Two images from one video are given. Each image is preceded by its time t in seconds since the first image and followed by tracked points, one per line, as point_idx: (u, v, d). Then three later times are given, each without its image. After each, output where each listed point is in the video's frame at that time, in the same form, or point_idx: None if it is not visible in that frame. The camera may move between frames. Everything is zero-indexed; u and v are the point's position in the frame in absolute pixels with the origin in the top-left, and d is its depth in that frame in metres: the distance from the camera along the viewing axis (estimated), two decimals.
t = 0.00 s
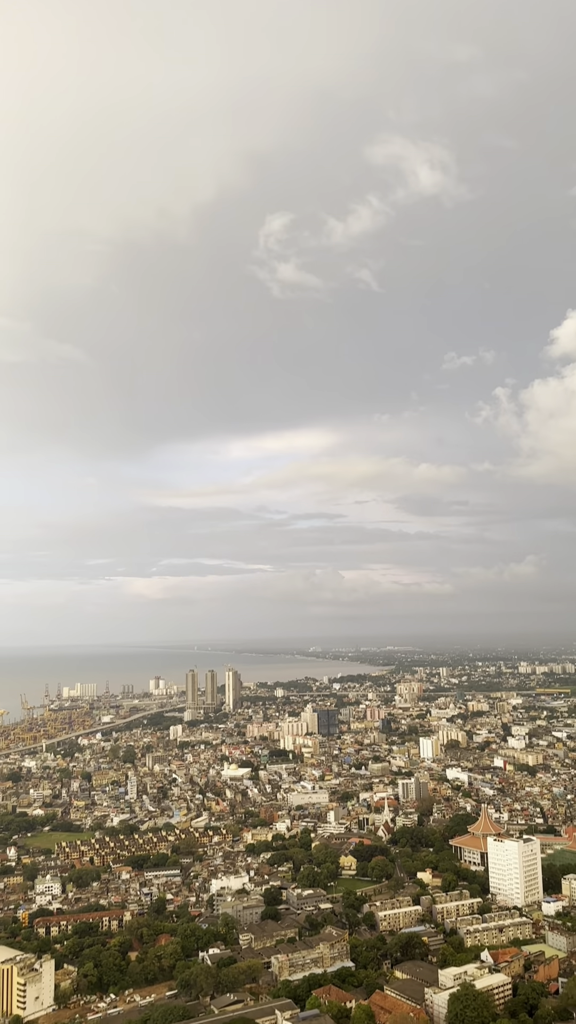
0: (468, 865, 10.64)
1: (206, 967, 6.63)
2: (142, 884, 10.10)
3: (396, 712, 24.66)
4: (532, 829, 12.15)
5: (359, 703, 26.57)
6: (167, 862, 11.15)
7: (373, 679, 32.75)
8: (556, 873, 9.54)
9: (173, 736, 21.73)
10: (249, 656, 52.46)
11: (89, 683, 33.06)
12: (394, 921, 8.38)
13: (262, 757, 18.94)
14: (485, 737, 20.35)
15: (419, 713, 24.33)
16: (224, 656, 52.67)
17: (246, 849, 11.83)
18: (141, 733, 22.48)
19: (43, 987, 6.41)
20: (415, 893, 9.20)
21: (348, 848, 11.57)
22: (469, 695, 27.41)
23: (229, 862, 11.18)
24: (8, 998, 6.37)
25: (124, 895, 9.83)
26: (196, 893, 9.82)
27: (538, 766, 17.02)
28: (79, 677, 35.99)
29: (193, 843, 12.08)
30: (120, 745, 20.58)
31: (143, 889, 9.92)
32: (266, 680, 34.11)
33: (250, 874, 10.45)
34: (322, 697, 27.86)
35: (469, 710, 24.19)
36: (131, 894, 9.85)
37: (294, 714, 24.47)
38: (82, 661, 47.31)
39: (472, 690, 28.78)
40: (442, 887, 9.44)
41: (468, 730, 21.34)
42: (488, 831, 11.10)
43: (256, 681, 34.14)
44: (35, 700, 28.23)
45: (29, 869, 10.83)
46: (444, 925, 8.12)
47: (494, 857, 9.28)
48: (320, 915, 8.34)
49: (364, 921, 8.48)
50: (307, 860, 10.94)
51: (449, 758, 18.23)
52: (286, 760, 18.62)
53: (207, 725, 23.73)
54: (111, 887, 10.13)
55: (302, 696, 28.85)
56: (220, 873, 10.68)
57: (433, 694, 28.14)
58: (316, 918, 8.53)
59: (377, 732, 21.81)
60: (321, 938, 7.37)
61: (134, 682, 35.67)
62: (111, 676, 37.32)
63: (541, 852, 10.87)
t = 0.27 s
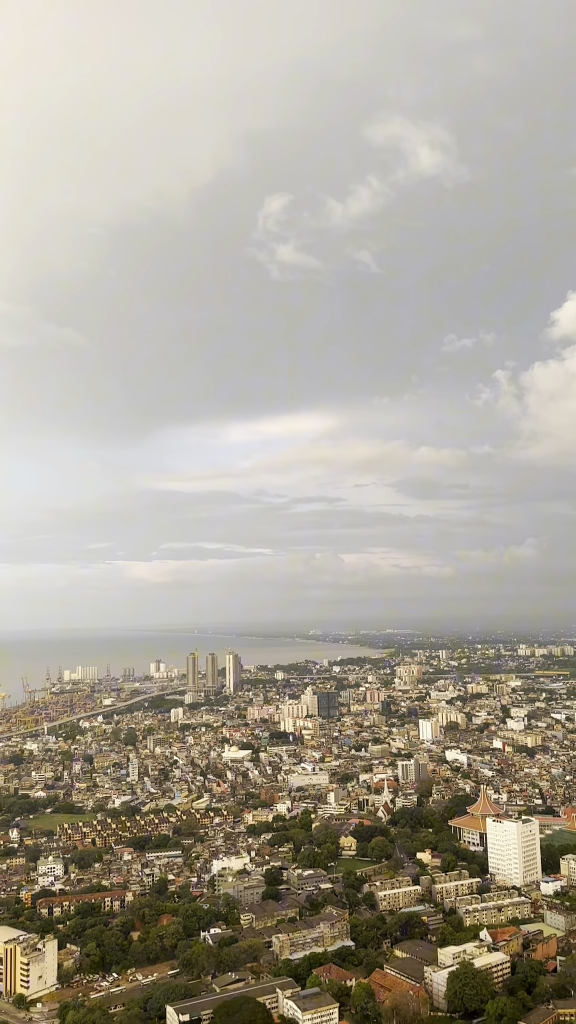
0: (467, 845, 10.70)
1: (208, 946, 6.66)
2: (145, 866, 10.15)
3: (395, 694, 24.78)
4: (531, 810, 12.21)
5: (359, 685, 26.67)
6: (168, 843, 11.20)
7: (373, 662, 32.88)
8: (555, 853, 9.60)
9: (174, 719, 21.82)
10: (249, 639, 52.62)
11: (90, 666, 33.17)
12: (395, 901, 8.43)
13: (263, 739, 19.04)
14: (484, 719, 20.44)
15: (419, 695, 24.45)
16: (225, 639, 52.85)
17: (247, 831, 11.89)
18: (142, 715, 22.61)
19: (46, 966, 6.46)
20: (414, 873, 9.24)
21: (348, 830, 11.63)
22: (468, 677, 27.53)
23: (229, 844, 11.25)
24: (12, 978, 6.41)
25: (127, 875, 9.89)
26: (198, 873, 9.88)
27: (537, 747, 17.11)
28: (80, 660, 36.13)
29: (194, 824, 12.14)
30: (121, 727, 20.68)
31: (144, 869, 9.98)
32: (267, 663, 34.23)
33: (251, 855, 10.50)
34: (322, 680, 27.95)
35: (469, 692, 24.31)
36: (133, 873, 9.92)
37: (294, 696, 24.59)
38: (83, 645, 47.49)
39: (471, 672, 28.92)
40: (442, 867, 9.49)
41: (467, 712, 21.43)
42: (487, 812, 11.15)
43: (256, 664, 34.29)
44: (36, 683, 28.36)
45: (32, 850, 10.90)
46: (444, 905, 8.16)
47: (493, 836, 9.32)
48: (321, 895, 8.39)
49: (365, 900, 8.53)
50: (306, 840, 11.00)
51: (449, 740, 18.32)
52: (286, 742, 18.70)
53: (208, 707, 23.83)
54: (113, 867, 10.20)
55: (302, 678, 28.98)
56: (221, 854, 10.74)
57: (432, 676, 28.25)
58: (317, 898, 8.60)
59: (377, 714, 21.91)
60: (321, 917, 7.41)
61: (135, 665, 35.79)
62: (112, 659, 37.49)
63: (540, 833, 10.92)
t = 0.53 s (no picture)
0: (465, 826, 10.77)
1: (208, 926, 6.70)
2: (146, 847, 10.21)
3: (394, 677, 24.89)
4: (529, 791, 12.29)
5: (358, 669, 26.78)
6: (168, 825, 11.26)
7: (371, 645, 33.05)
8: (553, 834, 9.66)
9: (174, 702, 21.92)
10: (248, 623, 52.76)
11: (90, 650, 33.32)
12: (393, 881, 8.49)
13: (263, 722, 19.11)
14: (483, 701, 20.53)
15: (418, 678, 24.55)
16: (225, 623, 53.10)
17: (247, 812, 11.95)
18: (142, 698, 22.71)
19: (48, 946, 6.50)
20: (413, 853, 9.31)
21: (347, 811, 11.69)
22: (467, 660, 27.64)
23: (229, 825, 11.31)
24: (14, 957, 6.46)
25: (127, 857, 9.94)
26: (198, 854, 9.94)
27: (535, 730, 17.20)
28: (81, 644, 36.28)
29: (194, 806, 12.21)
30: (121, 710, 20.77)
31: (145, 851, 10.03)
32: (266, 647, 34.38)
33: (251, 836, 10.55)
34: (321, 663, 28.04)
35: (467, 675, 24.42)
36: (134, 855, 9.98)
37: (294, 679, 24.68)
38: (83, 629, 47.62)
39: (470, 655, 29.03)
40: (440, 848, 9.56)
41: (466, 694, 21.53)
42: (486, 793, 11.21)
43: (256, 647, 34.40)
44: (37, 667, 28.46)
45: (34, 832, 10.96)
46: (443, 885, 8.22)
47: (491, 818, 9.37)
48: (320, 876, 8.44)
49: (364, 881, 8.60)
50: (305, 822, 11.06)
51: (448, 722, 18.41)
52: (286, 725, 18.80)
53: (208, 690, 23.92)
54: (114, 849, 10.26)
55: (302, 661, 29.09)
56: (221, 835, 10.79)
57: (431, 659, 28.36)
58: (316, 878, 8.64)
59: (376, 697, 22.00)
60: (321, 898, 7.46)
61: (134, 649, 35.93)
62: (112, 643, 37.60)
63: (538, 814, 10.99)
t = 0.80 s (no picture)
0: (464, 807, 10.83)
1: (208, 907, 6.74)
2: (146, 829, 10.26)
3: (393, 660, 24.98)
4: (527, 773, 12.35)
5: (357, 651, 26.90)
6: (168, 807, 11.32)
7: (371, 628, 33.15)
8: (551, 815, 9.71)
9: (174, 684, 22.01)
10: (248, 606, 52.92)
11: (90, 633, 33.43)
12: (392, 862, 8.53)
13: (262, 704, 19.19)
14: (481, 684, 20.62)
15: (417, 661, 24.64)
16: (224, 606, 53.19)
17: (246, 794, 12.01)
18: (142, 681, 22.80)
19: (50, 926, 6.54)
20: (411, 834, 9.36)
21: (346, 792, 11.76)
22: (466, 643, 27.75)
23: (229, 806, 11.37)
24: (16, 937, 6.50)
25: (127, 838, 10.00)
26: (198, 835, 10.00)
27: (533, 712, 17.28)
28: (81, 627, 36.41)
29: (194, 788, 12.27)
30: (122, 693, 20.85)
31: (145, 833, 10.09)
32: (266, 630, 34.48)
33: (251, 818, 10.61)
34: (320, 647, 28.13)
35: (466, 658, 24.51)
36: (134, 836, 10.03)
37: (293, 663, 24.76)
38: (83, 613, 47.75)
39: (469, 638, 29.14)
40: (438, 829, 9.61)
41: (464, 677, 21.63)
42: (484, 775, 11.27)
43: (255, 631, 34.51)
44: (37, 650, 28.54)
45: (35, 814, 11.02)
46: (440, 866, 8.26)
47: (489, 799, 9.42)
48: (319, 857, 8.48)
49: (362, 861, 8.64)
50: (304, 804, 11.11)
51: (446, 704, 18.49)
52: (285, 707, 18.87)
53: (208, 673, 24.01)
54: (114, 830, 10.32)
55: (301, 645, 29.17)
56: (221, 817, 10.85)
57: (430, 642, 28.46)
58: (315, 859, 8.69)
59: (375, 679, 22.09)
60: (320, 879, 7.50)
61: (135, 632, 36.06)
62: (113, 626, 37.69)
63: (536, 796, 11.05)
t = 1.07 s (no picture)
0: (461, 789, 10.89)
1: (208, 887, 6.78)
2: (146, 810, 10.31)
3: (392, 643, 25.07)
4: (524, 754, 12.42)
5: (356, 635, 26.98)
6: (168, 788, 11.36)
7: (369, 611, 33.25)
8: (548, 796, 9.76)
9: (174, 667, 22.09)
10: (247, 589, 53.08)
11: (89, 616, 33.50)
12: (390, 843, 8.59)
13: (261, 687, 19.26)
14: (479, 666, 20.71)
15: (415, 643, 24.74)
16: (224, 590, 53.26)
17: (245, 776, 12.06)
18: (142, 664, 22.88)
19: (51, 906, 6.57)
20: (409, 815, 9.42)
21: (344, 774, 11.82)
22: (464, 626, 27.84)
23: (228, 788, 11.42)
24: (18, 917, 6.54)
25: (128, 819, 10.04)
26: (197, 817, 10.05)
27: (531, 694, 17.37)
28: (81, 611, 36.50)
29: (193, 770, 12.32)
30: (121, 676, 20.93)
31: (145, 814, 10.13)
32: (265, 613, 34.56)
33: (250, 799, 10.65)
34: (319, 630, 28.22)
35: (464, 641, 24.61)
36: (134, 817, 10.08)
37: (292, 646, 24.83)
38: (82, 596, 47.84)
39: (467, 621, 29.25)
40: (436, 810, 9.67)
41: (462, 660, 21.72)
42: (481, 757, 11.32)
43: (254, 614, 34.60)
44: (36, 634, 28.61)
45: (35, 796, 11.07)
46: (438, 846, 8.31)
47: (487, 781, 9.47)
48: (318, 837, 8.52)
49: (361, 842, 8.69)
50: (303, 785, 11.16)
51: (444, 687, 18.57)
52: (284, 690, 18.95)
53: (207, 656, 24.10)
54: (114, 812, 10.37)
55: (300, 628, 29.26)
56: (220, 798, 10.90)
57: (428, 625, 28.55)
58: (314, 840, 8.73)
59: (374, 662, 22.17)
60: (319, 859, 7.55)
61: (134, 616, 36.16)
62: (112, 610, 37.75)
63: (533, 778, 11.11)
